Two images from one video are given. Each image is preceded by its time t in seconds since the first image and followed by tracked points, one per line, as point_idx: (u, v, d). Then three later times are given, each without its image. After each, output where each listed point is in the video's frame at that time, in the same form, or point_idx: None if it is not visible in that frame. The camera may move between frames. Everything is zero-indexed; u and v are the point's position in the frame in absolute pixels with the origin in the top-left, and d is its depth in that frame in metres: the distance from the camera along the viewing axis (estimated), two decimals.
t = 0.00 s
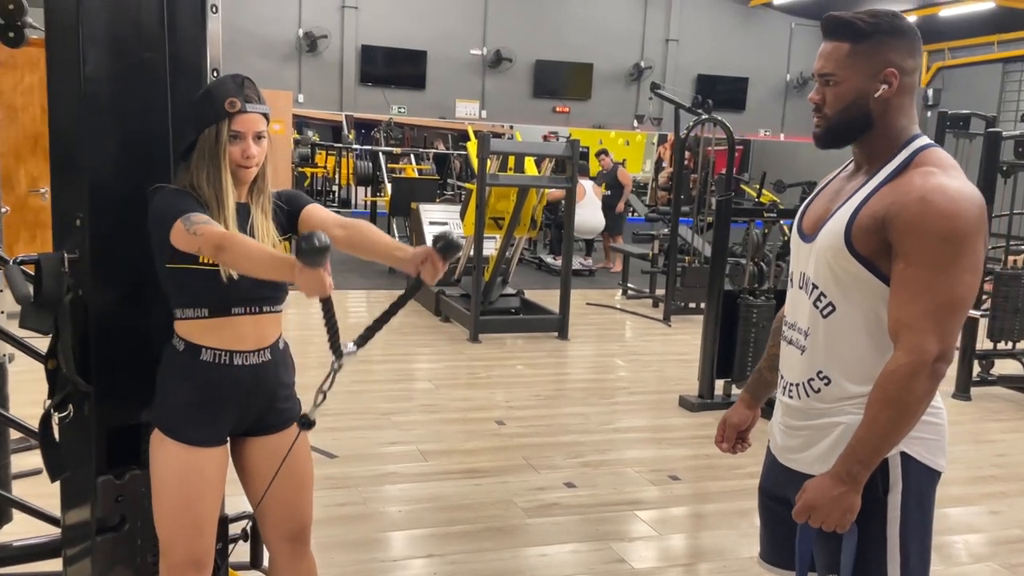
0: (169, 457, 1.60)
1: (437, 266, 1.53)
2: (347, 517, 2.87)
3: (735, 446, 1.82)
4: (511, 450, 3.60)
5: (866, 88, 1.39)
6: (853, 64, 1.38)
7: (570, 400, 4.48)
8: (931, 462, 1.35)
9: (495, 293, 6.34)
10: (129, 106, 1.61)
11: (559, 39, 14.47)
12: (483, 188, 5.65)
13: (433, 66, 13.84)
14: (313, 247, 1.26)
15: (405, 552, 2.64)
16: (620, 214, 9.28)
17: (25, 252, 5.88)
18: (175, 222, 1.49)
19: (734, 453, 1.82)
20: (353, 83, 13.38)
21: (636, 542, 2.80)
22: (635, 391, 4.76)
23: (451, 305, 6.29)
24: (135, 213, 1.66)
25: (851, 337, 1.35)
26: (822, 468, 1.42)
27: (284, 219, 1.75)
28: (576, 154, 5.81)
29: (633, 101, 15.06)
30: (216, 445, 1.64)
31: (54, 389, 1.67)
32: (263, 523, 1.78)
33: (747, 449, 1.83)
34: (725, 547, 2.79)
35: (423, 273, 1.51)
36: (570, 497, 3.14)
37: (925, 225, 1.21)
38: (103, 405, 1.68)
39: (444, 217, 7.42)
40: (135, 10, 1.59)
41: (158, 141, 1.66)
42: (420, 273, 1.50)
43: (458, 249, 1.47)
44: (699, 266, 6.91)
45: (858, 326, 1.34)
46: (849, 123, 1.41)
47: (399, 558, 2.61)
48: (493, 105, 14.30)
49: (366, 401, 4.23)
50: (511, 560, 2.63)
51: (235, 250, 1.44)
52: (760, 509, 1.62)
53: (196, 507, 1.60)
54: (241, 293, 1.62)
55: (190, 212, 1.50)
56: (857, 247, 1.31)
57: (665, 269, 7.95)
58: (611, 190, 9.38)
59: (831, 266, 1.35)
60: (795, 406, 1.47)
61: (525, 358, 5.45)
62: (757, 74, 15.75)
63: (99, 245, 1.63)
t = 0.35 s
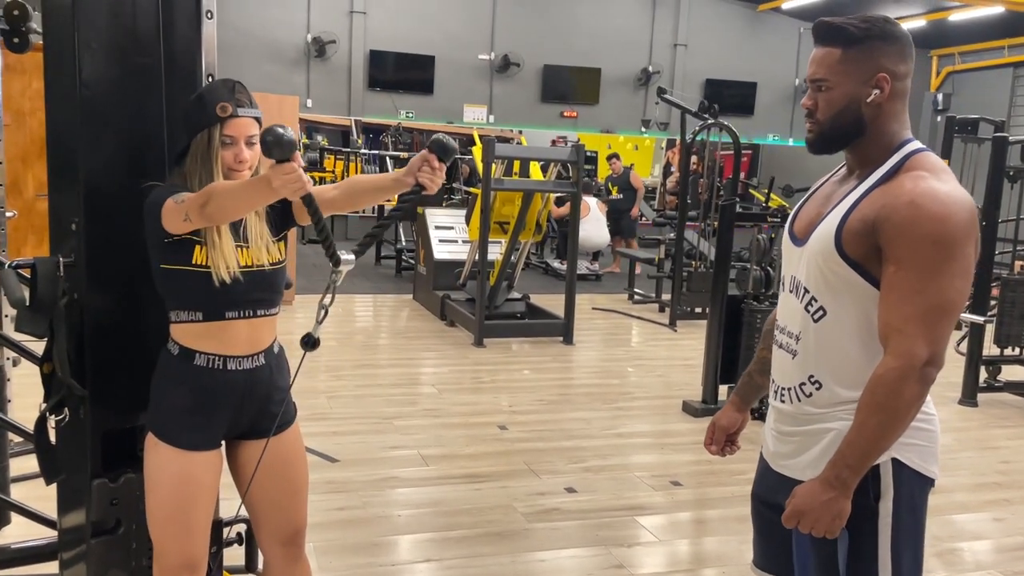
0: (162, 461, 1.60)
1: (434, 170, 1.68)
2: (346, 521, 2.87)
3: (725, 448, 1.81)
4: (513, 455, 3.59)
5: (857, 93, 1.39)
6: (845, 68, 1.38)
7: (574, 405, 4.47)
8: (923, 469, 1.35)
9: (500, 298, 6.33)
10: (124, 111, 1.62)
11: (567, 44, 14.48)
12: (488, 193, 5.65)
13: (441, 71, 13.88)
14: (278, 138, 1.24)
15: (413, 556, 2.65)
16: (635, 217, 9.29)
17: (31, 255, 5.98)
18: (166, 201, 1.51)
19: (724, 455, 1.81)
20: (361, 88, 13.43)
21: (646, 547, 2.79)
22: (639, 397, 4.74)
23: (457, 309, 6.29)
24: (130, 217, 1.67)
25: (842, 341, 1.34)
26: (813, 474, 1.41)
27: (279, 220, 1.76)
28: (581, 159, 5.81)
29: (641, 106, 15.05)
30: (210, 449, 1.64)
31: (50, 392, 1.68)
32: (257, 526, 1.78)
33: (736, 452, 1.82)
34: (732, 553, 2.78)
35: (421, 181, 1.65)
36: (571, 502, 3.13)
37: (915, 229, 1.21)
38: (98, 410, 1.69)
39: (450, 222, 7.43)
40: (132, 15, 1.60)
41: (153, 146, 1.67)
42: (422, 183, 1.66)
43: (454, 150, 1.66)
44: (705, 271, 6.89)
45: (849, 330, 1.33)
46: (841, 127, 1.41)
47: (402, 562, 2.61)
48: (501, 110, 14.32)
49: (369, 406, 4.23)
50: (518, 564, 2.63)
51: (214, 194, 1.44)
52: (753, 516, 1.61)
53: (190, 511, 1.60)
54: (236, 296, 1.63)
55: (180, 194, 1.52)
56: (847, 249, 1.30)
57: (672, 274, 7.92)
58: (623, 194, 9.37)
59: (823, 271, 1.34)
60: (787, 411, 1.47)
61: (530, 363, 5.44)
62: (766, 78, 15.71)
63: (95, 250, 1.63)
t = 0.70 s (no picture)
0: (163, 461, 1.61)
1: (428, 228, 1.57)
2: (350, 522, 2.88)
3: (722, 450, 1.80)
4: (517, 458, 3.59)
5: (854, 95, 1.38)
6: (841, 71, 1.37)
7: (581, 408, 4.46)
8: (922, 471, 1.34)
9: (508, 301, 6.33)
10: (125, 114, 1.63)
11: (576, 47, 14.49)
12: (494, 196, 5.66)
13: (450, 75, 13.91)
14: (300, 198, 1.35)
15: (418, 558, 2.65)
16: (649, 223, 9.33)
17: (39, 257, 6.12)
18: (169, 217, 1.51)
19: (721, 456, 1.81)
20: (370, 91, 13.46)
21: (653, 549, 2.79)
22: (645, 400, 4.73)
23: (463, 312, 6.29)
24: (132, 219, 1.67)
25: (839, 342, 1.34)
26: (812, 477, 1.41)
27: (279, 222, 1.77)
28: (588, 162, 5.80)
29: (650, 109, 15.04)
30: (210, 450, 1.64)
31: (53, 393, 1.69)
32: (258, 527, 1.78)
33: (734, 454, 1.81)
34: (738, 556, 2.77)
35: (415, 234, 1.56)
36: (575, 505, 3.12)
37: (912, 231, 1.20)
38: (99, 410, 1.70)
39: (457, 225, 7.45)
40: (133, 18, 1.61)
41: (155, 149, 1.68)
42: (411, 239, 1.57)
43: (448, 209, 1.53)
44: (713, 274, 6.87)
45: (847, 331, 1.32)
46: (840, 129, 1.40)
47: (407, 563, 2.61)
48: (509, 113, 14.33)
49: (375, 408, 4.24)
50: (523, 566, 2.63)
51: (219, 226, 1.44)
52: (753, 518, 1.60)
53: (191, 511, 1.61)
54: (236, 298, 1.64)
55: (184, 210, 1.53)
56: (844, 251, 1.30)
57: (679, 277, 7.91)
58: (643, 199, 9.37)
59: (821, 272, 1.34)
60: (785, 413, 1.46)
61: (537, 366, 5.44)
62: (775, 81, 15.66)
63: (96, 252, 1.65)
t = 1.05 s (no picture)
0: (170, 460, 1.62)
1: (417, 292, 1.59)
2: (358, 523, 2.89)
3: (728, 450, 1.81)
4: (525, 460, 3.59)
5: (838, 95, 1.42)
6: (822, 73, 1.42)
7: (588, 410, 4.46)
8: (920, 471, 1.34)
9: (516, 303, 6.33)
10: (131, 117, 1.64)
11: (585, 50, 14.49)
12: (502, 199, 5.67)
13: (458, 78, 13.94)
14: (313, 268, 1.35)
15: (426, 559, 2.65)
16: (663, 229, 9.32)
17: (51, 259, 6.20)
18: (170, 245, 1.51)
19: (728, 457, 1.81)
20: (379, 94, 13.50)
21: (662, 551, 2.78)
22: (653, 402, 4.72)
23: (471, 315, 6.30)
24: (138, 221, 1.69)
25: (839, 343, 1.33)
26: (811, 475, 1.41)
27: (285, 224, 1.78)
28: (596, 164, 5.81)
29: (659, 111, 15.02)
30: (216, 450, 1.65)
31: (60, 394, 1.71)
32: (264, 526, 1.79)
33: (741, 455, 1.81)
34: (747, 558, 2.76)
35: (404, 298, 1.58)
36: (583, 507, 3.12)
37: (905, 231, 1.20)
38: (107, 411, 1.72)
39: (465, 228, 7.46)
40: (141, 22, 1.63)
41: (161, 151, 1.69)
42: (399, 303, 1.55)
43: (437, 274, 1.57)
44: (721, 276, 6.86)
45: (845, 332, 1.32)
46: (828, 130, 1.44)
47: (415, 564, 2.62)
48: (518, 116, 14.35)
49: (384, 410, 4.25)
50: (532, 568, 2.63)
51: (223, 275, 1.46)
52: (750, 508, 1.61)
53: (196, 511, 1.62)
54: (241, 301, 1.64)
55: (188, 237, 1.51)
56: (841, 253, 1.30)
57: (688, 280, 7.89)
58: (659, 204, 9.40)
59: (819, 274, 1.34)
60: (787, 412, 1.46)
61: (545, 368, 5.44)
62: (785, 83, 15.62)
63: (102, 254, 1.66)
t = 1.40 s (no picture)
0: (179, 461, 1.63)
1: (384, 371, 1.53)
2: (366, 524, 2.90)
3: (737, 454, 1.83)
4: (533, 461, 3.60)
5: (805, 106, 1.56)
6: (790, 86, 1.57)
7: (596, 411, 4.46)
8: (889, 455, 1.48)
9: (523, 304, 6.33)
10: (140, 119, 1.65)
11: (592, 51, 14.49)
12: (510, 200, 5.67)
13: (466, 80, 13.96)
14: (319, 360, 1.35)
15: (434, 559, 2.66)
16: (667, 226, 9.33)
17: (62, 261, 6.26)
18: (175, 264, 1.52)
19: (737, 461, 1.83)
20: (387, 96, 13.53)
21: (670, 551, 2.78)
22: (661, 403, 4.72)
23: (479, 316, 6.31)
24: (146, 222, 1.70)
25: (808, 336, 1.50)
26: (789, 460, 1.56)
27: (294, 227, 1.78)
28: (603, 165, 5.81)
29: (667, 113, 15.00)
30: (224, 451, 1.66)
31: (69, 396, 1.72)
32: (272, 527, 1.80)
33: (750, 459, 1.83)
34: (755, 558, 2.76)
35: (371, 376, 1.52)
36: (590, 508, 3.12)
37: (848, 220, 1.36)
38: (116, 412, 1.73)
39: (473, 229, 7.48)
40: (149, 25, 1.63)
41: (170, 153, 1.70)
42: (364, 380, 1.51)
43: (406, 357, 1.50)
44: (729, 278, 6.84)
45: (810, 325, 1.49)
46: (796, 138, 1.58)
47: (422, 565, 2.62)
48: (526, 118, 14.36)
49: (391, 411, 4.26)
50: (540, 568, 2.63)
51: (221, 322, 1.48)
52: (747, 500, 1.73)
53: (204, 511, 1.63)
54: (249, 303, 1.66)
55: (194, 258, 1.52)
56: (800, 252, 1.47)
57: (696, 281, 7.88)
58: (666, 204, 9.48)
59: (786, 272, 1.51)
60: (770, 401, 1.62)
61: (552, 369, 5.44)
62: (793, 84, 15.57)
63: (111, 255, 1.67)
